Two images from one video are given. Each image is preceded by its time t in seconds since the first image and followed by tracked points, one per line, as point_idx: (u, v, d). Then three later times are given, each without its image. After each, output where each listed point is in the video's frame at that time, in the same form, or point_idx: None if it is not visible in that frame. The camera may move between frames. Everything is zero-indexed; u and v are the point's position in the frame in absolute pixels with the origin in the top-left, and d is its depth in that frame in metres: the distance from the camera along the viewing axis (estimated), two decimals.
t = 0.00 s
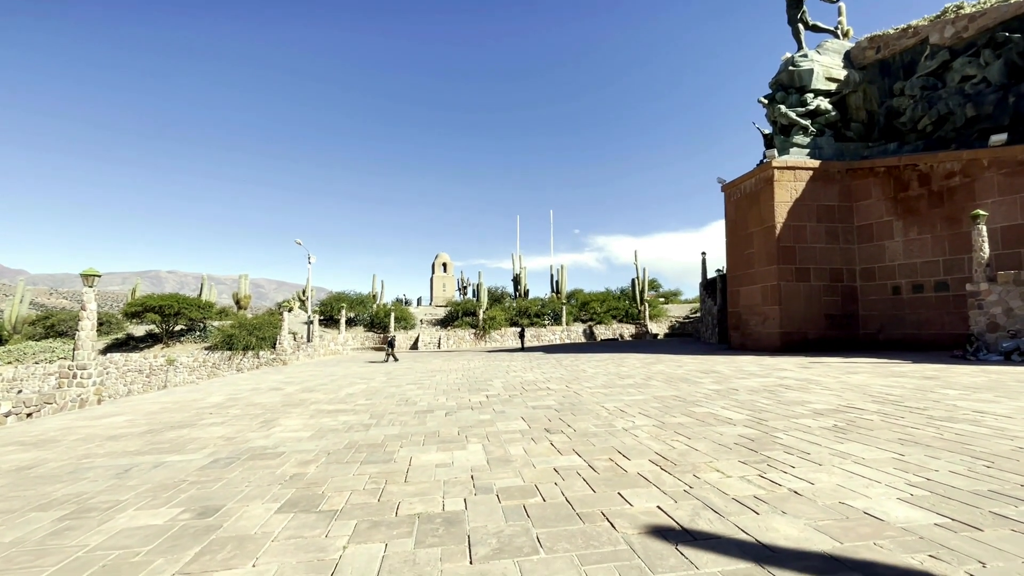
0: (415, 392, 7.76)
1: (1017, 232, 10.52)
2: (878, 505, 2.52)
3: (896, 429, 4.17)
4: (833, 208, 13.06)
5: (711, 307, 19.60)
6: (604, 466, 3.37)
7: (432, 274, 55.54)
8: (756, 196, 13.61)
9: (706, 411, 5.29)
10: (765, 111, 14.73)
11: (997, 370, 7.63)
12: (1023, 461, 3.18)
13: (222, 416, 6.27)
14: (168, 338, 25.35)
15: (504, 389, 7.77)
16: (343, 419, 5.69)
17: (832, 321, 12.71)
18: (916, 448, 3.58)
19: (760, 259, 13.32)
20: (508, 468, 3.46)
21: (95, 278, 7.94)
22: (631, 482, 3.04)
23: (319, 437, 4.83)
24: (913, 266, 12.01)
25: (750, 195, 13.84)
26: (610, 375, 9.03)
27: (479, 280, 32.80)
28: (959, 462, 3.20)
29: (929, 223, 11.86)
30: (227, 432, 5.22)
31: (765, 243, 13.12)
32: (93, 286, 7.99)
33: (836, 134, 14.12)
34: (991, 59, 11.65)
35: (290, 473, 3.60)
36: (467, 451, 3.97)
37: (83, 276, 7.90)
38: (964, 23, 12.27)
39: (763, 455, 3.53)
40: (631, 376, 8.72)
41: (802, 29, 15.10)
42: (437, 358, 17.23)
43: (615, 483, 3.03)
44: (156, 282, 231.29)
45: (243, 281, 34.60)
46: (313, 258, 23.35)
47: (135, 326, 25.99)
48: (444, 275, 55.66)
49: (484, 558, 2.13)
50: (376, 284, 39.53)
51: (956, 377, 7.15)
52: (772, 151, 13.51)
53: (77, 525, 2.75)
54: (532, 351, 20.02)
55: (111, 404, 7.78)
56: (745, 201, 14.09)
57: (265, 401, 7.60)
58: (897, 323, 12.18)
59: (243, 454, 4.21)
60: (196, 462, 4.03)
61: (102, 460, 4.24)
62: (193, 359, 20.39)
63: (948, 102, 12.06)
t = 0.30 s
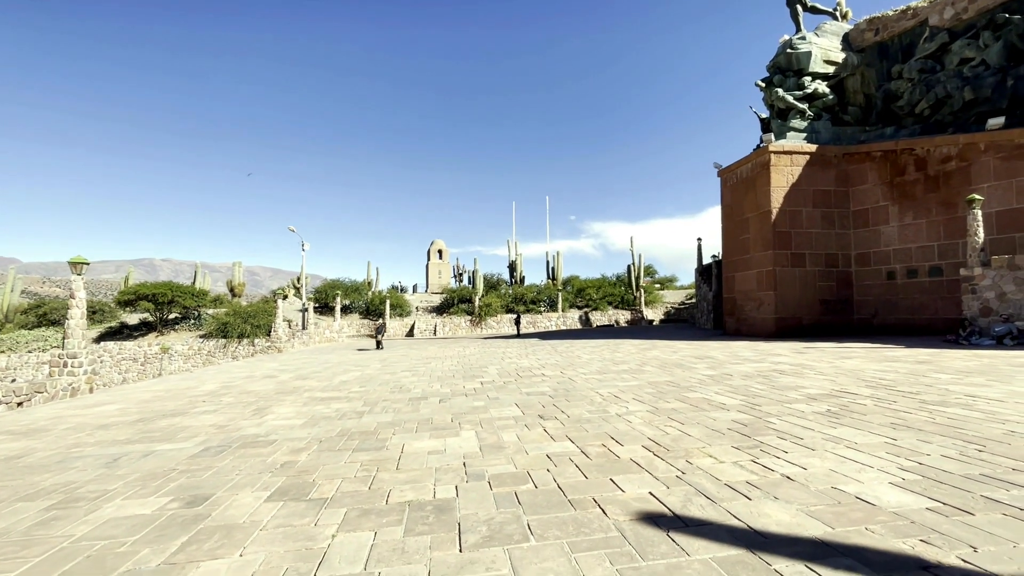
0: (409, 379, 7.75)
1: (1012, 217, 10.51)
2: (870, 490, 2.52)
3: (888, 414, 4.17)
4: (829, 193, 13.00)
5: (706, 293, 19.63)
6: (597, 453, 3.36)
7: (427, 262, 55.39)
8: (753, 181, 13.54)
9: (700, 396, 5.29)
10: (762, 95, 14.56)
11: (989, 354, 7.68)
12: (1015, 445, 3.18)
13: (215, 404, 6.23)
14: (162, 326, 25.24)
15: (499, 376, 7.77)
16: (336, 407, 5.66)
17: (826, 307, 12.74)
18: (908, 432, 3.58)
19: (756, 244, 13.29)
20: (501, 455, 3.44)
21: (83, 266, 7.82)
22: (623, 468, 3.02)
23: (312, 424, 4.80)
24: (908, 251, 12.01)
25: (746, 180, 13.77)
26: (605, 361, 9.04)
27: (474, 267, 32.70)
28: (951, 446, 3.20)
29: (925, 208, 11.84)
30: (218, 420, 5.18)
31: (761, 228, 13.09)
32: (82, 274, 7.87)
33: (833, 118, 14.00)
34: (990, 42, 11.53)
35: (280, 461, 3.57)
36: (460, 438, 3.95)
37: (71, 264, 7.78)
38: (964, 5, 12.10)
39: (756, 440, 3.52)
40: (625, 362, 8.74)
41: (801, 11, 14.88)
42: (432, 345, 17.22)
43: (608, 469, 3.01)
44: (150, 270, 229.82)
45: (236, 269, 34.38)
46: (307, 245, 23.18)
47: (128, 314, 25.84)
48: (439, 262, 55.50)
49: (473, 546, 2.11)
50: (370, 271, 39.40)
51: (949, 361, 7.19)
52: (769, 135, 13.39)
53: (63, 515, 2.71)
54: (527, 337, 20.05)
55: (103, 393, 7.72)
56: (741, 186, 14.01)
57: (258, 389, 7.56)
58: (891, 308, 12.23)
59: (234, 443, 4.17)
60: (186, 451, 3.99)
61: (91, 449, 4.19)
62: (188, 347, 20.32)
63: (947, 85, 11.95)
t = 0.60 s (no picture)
0: (402, 368, 7.69)
1: (1007, 202, 10.48)
2: (864, 477, 2.47)
3: (882, 399, 4.14)
4: (824, 178, 12.93)
5: (701, 281, 19.62)
6: (588, 441, 3.31)
7: (422, 251, 55.19)
8: (748, 167, 13.44)
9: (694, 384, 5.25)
10: (758, 80, 14.40)
11: (982, 339, 7.70)
12: (1009, 430, 3.15)
13: (203, 395, 6.15)
14: (154, 317, 25.03)
15: (492, 364, 7.73)
16: (326, 397, 5.59)
17: (821, 293, 12.74)
18: (902, 418, 3.55)
19: (751, 231, 13.25)
20: (491, 444, 3.39)
21: (67, 255, 7.67)
22: (614, 456, 2.97)
23: (301, 414, 4.74)
24: (902, 237, 11.99)
25: (742, 166, 13.67)
26: (599, 349, 9.02)
27: (469, 256, 32.56)
28: (945, 432, 3.17)
29: (920, 194, 11.79)
30: (206, 411, 5.10)
31: (756, 215, 13.03)
32: (67, 264, 7.73)
33: (829, 103, 13.88)
34: (988, 24, 11.40)
35: (266, 452, 3.50)
36: (450, 427, 3.89)
37: (55, 253, 7.63)
38: None
39: (749, 427, 3.48)
40: (620, 349, 8.72)
41: None
42: (427, 334, 17.17)
43: (599, 458, 2.96)
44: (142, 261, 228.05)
45: (229, 258, 34.08)
46: (300, 235, 22.97)
47: (120, 305, 25.61)
48: (435, 251, 55.29)
49: (458, 538, 2.05)
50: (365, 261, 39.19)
51: (942, 347, 7.19)
52: (765, 120, 13.27)
53: (39, 509, 2.64)
54: (522, 326, 20.03)
55: (91, 384, 7.62)
56: (737, 172, 13.92)
57: (249, 379, 7.48)
58: (885, 294, 12.24)
59: (220, 434, 4.10)
60: (171, 442, 3.91)
61: (74, 441, 4.11)
62: (181, 338, 20.19)
63: (943, 69, 11.85)
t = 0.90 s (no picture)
0: (395, 363, 7.61)
1: (1004, 191, 10.43)
2: (863, 473, 2.41)
3: (880, 391, 4.09)
4: (821, 168, 12.85)
5: (697, 272, 19.58)
6: (581, 436, 3.23)
7: (418, 243, 54.98)
8: (745, 157, 13.34)
9: (689, 376, 5.19)
10: (755, 69, 14.27)
11: (979, 329, 7.66)
12: (1009, 422, 3.10)
13: (193, 391, 6.06)
14: (148, 312, 24.83)
15: (487, 358, 7.66)
16: (317, 392, 5.51)
17: (817, 284, 12.70)
18: (900, 410, 3.49)
19: (748, 222, 13.18)
20: (482, 440, 3.31)
21: (52, 250, 7.52)
22: (608, 452, 2.90)
23: (290, 411, 4.65)
24: (899, 227, 11.94)
25: (738, 156, 13.56)
26: (595, 342, 8.96)
27: (465, 249, 32.42)
28: (945, 425, 3.10)
29: (917, 184, 11.73)
30: (194, 408, 5.01)
31: (752, 206, 12.97)
32: (52, 258, 7.58)
33: (827, 92, 13.75)
34: (987, 11, 11.28)
35: (252, 450, 3.43)
36: (441, 423, 3.81)
37: (39, 248, 7.47)
38: None
39: (745, 421, 3.41)
40: (616, 342, 8.66)
41: None
42: (422, 328, 17.08)
43: (592, 454, 2.89)
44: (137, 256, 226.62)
45: (223, 252, 33.81)
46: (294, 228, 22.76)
47: (112, 300, 25.38)
48: (431, 244, 55.09)
49: (445, 540, 1.98)
50: (360, 254, 38.98)
51: (939, 337, 7.15)
52: (761, 110, 13.16)
53: (13, 513, 2.55)
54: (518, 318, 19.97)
55: (80, 381, 7.51)
56: (733, 163, 13.82)
57: (240, 374, 7.39)
58: (881, 284, 12.21)
59: (206, 431, 4.01)
60: (155, 441, 3.82)
61: (57, 440, 4.02)
62: (174, 333, 20.04)
63: (942, 57, 11.74)
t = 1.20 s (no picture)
0: (393, 360, 7.53)
1: (1006, 183, 10.34)
2: (874, 473, 2.32)
3: (886, 387, 4.01)
4: (821, 162, 12.74)
5: (697, 266, 19.49)
6: (582, 436, 3.15)
7: (416, 239, 54.84)
8: (744, 150, 13.24)
9: (691, 373, 5.11)
10: (755, 61, 14.12)
11: (982, 322, 7.59)
12: (1020, 419, 3.02)
13: (187, 390, 5.97)
14: (144, 310, 24.68)
15: (486, 354, 7.58)
16: (313, 390, 5.42)
17: (817, 278, 12.63)
18: (907, 406, 3.41)
19: (747, 216, 13.09)
20: (480, 440, 3.23)
21: (43, 248, 7.39)
22: (610, 452, 2.83)
23: (285, 410, 4.56)
24: (900, 220, 11.86)
25: (738, 150, 13.46)
26: (594, 337, 8.88)
27: (464, 245, 32.28)
28: (954, 421, 3.03)
29: (918, 176, 11.64)
30: (188, 408, 4.92)
31: (752, 200, 12.88)
32: (44, 256, 7.46)
33: (827, 84, 13.62)
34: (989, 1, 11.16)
35: (245, 452, 3.34)
36: (438, 422, 3.73)
37: (30, 246, 7.35)
38: None
39: (749, 419, 3.33)
40: (615, 337, 8.59)
41: None
42: (420, 324, 17.00)
43: (593, 454, 2.81)
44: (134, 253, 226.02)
45: (219, 249, 33.63)
46: (290, 225, 22.61)
47: (109, 298, 25.23)
48: (429, 240, 54.96)
49: (441, 548, 1.90)
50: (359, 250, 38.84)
51: (942, 331, 7.08)
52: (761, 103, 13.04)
53: None
54: (517, 314, 19.88)
55: (73, 380, 7.41)
56: (733, 156, 13.71)
57: (236, 373, 7.30)
58: (882, 278, 12.14)
59: (198, 432, 3.91)
60: (146, 442, 3.74)
61: (45, 442, 3.93)
62: (171, 330, 19.91)
63: (943, 48, 11.64)
